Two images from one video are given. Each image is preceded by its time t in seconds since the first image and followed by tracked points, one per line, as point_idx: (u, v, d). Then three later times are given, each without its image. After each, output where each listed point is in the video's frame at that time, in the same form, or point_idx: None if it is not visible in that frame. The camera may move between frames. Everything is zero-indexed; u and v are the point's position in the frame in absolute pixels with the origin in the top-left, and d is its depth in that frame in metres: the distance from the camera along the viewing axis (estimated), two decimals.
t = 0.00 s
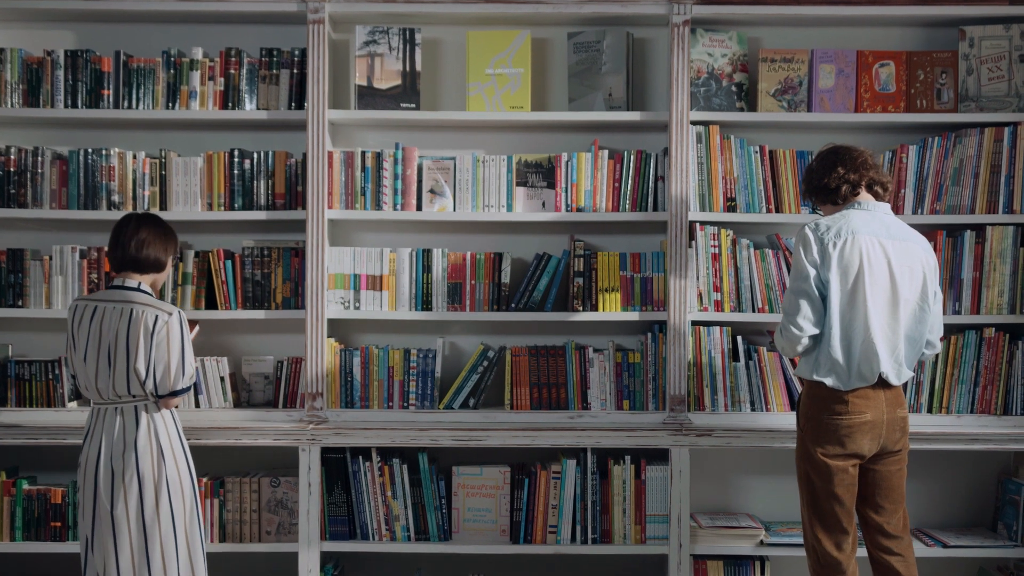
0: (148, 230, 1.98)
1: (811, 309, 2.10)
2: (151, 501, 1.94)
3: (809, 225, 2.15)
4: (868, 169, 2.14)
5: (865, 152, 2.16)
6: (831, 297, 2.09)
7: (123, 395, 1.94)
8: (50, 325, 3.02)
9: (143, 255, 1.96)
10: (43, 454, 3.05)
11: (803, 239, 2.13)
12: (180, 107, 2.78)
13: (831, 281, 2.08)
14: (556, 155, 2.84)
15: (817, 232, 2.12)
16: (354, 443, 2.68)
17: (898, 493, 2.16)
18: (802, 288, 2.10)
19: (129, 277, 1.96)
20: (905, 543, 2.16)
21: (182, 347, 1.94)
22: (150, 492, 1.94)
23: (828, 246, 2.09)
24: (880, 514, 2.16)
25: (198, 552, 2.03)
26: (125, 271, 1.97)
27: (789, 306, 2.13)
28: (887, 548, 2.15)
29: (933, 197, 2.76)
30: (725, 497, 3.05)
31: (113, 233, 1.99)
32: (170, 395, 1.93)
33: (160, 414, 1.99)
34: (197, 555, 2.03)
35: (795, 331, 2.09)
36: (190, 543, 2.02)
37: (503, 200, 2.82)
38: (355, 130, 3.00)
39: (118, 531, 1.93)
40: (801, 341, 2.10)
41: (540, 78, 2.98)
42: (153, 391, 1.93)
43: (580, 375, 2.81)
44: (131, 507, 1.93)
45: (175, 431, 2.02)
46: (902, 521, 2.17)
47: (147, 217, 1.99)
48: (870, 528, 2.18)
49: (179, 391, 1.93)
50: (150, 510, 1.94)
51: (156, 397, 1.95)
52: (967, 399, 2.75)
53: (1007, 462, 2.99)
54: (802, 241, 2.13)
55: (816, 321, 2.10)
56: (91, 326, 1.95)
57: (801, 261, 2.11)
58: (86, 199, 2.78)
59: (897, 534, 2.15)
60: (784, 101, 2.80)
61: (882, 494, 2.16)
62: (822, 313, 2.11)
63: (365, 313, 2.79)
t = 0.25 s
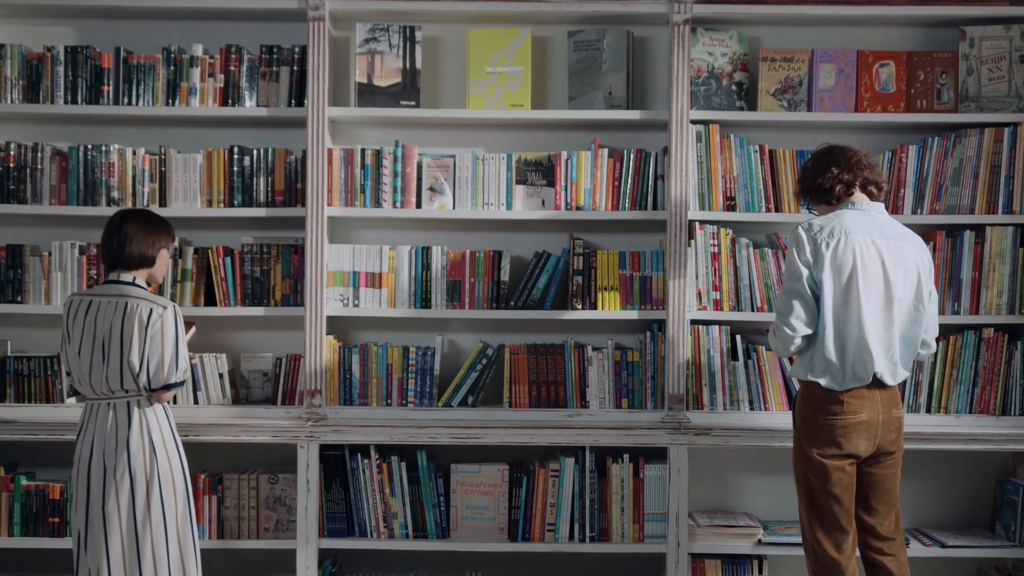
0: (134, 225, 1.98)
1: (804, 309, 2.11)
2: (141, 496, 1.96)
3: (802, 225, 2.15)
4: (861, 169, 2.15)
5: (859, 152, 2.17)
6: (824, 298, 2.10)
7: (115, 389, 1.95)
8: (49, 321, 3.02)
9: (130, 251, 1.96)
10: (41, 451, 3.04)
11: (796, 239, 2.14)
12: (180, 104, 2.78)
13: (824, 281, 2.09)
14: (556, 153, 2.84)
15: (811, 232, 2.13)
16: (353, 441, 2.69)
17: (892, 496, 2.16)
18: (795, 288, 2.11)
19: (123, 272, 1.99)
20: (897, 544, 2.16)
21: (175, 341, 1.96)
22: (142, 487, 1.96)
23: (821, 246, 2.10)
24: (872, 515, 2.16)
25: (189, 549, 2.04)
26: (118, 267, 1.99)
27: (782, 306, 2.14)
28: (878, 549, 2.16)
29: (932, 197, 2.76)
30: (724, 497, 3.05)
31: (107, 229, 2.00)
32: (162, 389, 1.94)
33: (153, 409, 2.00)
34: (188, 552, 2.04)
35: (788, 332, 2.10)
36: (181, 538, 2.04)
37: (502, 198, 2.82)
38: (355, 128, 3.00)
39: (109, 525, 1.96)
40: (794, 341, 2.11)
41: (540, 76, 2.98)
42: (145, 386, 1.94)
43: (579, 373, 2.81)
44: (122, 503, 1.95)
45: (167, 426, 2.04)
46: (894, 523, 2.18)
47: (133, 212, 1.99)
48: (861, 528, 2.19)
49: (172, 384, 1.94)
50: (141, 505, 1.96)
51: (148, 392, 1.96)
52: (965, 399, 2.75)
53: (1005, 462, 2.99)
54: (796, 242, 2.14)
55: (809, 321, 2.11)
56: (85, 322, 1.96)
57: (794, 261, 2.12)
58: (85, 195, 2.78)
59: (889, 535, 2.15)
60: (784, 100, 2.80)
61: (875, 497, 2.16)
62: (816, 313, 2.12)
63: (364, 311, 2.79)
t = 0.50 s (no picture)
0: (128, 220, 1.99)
1: (800, 309, 2.11)
2: (139, 493, 1.96)
3: (799, 225, 2.15)
4: (859, 169, 2.15)
5: (856, 151, 2.17)
6: (821, 297, 2.10)
7: (114, 385, 1.96)
8: (50, 318, 3.02)
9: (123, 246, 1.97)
10: (42, 448, 3.05)
11: (792, 239, 2.14)
12: (181, 102, 2.78)
13: (820, 281, 2.09)
14: (557, 152, 2.83)
15: (807, 232, 2.12)
16: (353, 439, 2.69)
17: (890, 497, 2.16)
18: (791, 288, 2.11)
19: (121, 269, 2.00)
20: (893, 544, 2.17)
21: (174, 336, 1.97)
22: (139, 484, 1.96)
23: (817, 246, 2.10)
24: (870, 515, 2.16)
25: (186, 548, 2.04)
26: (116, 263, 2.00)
27: (778, 306, 2.14)
28: (876, 549, 2.16)
29: (934, 196, 2.76)
30: (725, 495, 3.05)
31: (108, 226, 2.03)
32: (161, 382, 1.95)
33: (151, 405, 2.01)
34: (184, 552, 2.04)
35: (784, 332, 2.11)
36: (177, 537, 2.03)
37: (503, 197, 2.82)
38: (356, 126, 3.00)
39: (106, 523, 1.96)
40: (791, 341, 2.11)
41: (541, 75, 2.98)
42: (144, 380, 1.95)
43: (580, 372, 2.81)
44: (119, 500, 1.95)
45: (166, 425, 2.04)
46: (891, 523, 2.18)
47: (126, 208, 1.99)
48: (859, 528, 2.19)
49: (171, 378, 1.95)
50: (138, 502, 1.96)
51: (147, 387, 1.97)
52: (967, 398, 2.75)
53: (1006, 462, 2.99)
54: (792, 241, 2.14)
55: (806, 320, 2.11)
56: (84, 318, 1.97)
57: (790, 261, 2.12)
58: (87, 193, 2.79)
59: (886, 536, 2.16)
60: (786, 99, 2.80)
61: (873, 499, 2.15)
62: (812, 313, 2.12)
63: (365, 309, 2.79)
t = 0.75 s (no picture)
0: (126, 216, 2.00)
1: (796, 305, 2.11)
2: (142, 489, 1.96)
3: (795, 221, 2.15)
4: (856, 164, 2.15)
5: (855, 148, 2.17)
6: (817, 293, 2.10)
7: (116, 379, 1.97)
8: (51, 314, 3.02)
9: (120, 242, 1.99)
10: (43, 444, 3.05)
11: (788, 235, 2.14)
12: (182, 98, 2.78)
13: (816, 278, 2.09)
14: (558, 148, 2.83)
15: (803, 228, 2.12)
16: (354, 435, 2.69)
17: (887, 495, 2.16)
18: (788, 285, 2.12)
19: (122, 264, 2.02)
20: (890, 542, 2.17)
21: (176, 330, 1.98)
22: (142, 480, 1.97)
23: (813, 242, 2.10)
24: (868, 513, 2.15)
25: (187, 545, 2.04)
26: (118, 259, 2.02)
27: (775, 303, 2.14)
28: (874, 547, 2.16)
29: (935, 193, 2.76)
30: (725, 492, 3.05)
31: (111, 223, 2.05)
32: (163, 376, 1.95)
33: (153, 398, 2.01)
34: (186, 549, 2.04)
35: (780, 328, 2.11)
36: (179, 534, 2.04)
37: (504, 193, 2.82)
38: (357, 122, 3.00)
39: (108, 518, 1.95)
40: (787, 338, 2.11)
41: (542, 71, 2.98)
42: (146, 373, 1.96)
43: (581, 368, 2.81)
44: (121, 494, 1.95)
45: (169, 421, 2.05)
46: (889, 521, 2.18)
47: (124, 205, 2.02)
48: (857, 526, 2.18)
49: (173, 372, 1.95)
50: (141, 498, 1.97)
51: (149, 380, 1.97)
52: (967, 395, 2.75)
53: (1007, 459, 2.99)
54: (788, 237, 2.13)
55: (802, 317, 2.12)
56: (85, 313, 1.97)
57: (786, 257, 2.12)
58: (88, 188, 2.78)
59: (883, 534, 2.16)
60: (787, 96, 2.80)
61: (871, 497, 2.15)
62: (808, 310, 2.12)
63: (365, 305, 2.79)
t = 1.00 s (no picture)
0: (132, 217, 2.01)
1: (798, 306, 2.11)
2: (154, 488, 1.97)
3: (797, 221, 2.15)
4: (857, 164, 2.14)
5: (856, 148, 2.16)
6: (818, 294, 2.10)
7: (128, 378, 1.97)
8: (56, 313, 3.02)
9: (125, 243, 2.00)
10: (49, 444, 3.05)
11: (789, 236, 2.14)
12: (187, 97, 2.78)
13: (817, 278, 2.09)
14: (563, 148, 2.83)
15: (804, 229, 2.12)
16: (359, 435, 2.68)
17: (891, 497, 2.15)
18: (789, 286, 2.11)
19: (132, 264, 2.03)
20: (893, 544, 2.16)
21: (188, 328, 1.99)
22: (154, 479, 1.97)
23: (813, 242, 2.10)
24: (871, 515, 2.15)
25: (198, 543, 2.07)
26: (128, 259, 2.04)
27: (776, 304, 2.14)
28: (877, 548, 2.16)
29: (941, 193, 2.76)
30: (730, 493, 3.05)
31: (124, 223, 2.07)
32: (177, 374, 1.97)
33: (165, 396, 2.02)
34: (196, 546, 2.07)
35: (781, 329, 2.11)
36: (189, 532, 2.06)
37: (510, 193, 2.82)
38: (362, 122, 3.00)
39: (119, 517, 1.95)
40: (789, 339, 2.11)
41: (547, 70, 2.98)
42: (158, 372, 1.97)
43: (586, 368, 2.81)
44: (133, 493, 1.96)
45: (181, 421, 2.06)
46: (893, 522, 2.17)
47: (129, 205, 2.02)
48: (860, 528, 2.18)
49: (187, 369, 1.97)
50: (153, 498, 1.97)
51: (161, 379, 1.98)
52: (973, 395, 2.75)
53: (1014, 459, 2.99)
54: (789, 238, 2.14)
55: (803, 318, 2.12)
56: (97, 312, 1.98)
57: (787, 258, 2.12)
58: (93, 188, 2.79)
59: (887, 536, 2.15)
60: (792, 95, 2.80)
61: (874, 499, 2.15)
62: (810, 311, 2.12)
63: (371, 305, 2.79)
